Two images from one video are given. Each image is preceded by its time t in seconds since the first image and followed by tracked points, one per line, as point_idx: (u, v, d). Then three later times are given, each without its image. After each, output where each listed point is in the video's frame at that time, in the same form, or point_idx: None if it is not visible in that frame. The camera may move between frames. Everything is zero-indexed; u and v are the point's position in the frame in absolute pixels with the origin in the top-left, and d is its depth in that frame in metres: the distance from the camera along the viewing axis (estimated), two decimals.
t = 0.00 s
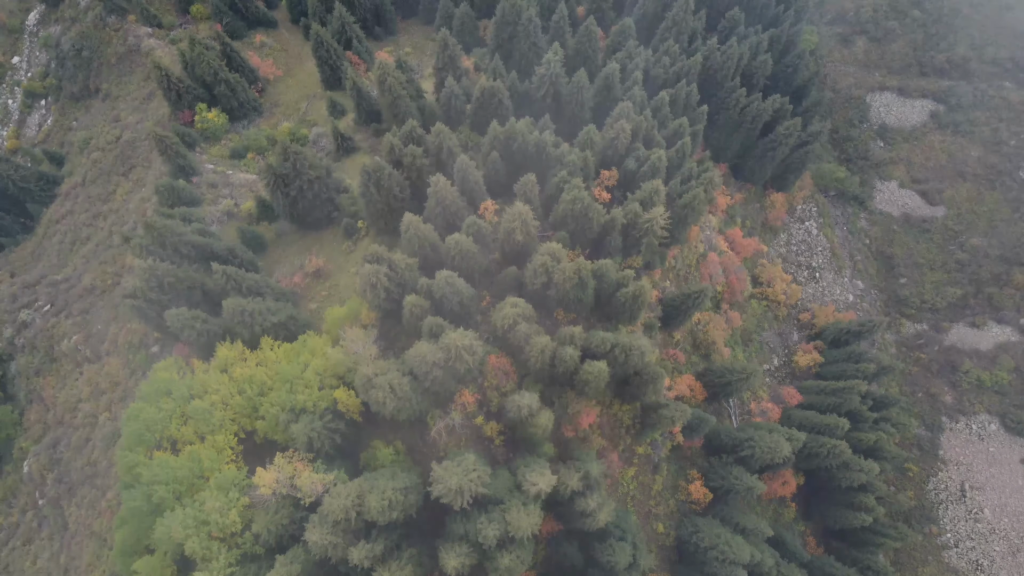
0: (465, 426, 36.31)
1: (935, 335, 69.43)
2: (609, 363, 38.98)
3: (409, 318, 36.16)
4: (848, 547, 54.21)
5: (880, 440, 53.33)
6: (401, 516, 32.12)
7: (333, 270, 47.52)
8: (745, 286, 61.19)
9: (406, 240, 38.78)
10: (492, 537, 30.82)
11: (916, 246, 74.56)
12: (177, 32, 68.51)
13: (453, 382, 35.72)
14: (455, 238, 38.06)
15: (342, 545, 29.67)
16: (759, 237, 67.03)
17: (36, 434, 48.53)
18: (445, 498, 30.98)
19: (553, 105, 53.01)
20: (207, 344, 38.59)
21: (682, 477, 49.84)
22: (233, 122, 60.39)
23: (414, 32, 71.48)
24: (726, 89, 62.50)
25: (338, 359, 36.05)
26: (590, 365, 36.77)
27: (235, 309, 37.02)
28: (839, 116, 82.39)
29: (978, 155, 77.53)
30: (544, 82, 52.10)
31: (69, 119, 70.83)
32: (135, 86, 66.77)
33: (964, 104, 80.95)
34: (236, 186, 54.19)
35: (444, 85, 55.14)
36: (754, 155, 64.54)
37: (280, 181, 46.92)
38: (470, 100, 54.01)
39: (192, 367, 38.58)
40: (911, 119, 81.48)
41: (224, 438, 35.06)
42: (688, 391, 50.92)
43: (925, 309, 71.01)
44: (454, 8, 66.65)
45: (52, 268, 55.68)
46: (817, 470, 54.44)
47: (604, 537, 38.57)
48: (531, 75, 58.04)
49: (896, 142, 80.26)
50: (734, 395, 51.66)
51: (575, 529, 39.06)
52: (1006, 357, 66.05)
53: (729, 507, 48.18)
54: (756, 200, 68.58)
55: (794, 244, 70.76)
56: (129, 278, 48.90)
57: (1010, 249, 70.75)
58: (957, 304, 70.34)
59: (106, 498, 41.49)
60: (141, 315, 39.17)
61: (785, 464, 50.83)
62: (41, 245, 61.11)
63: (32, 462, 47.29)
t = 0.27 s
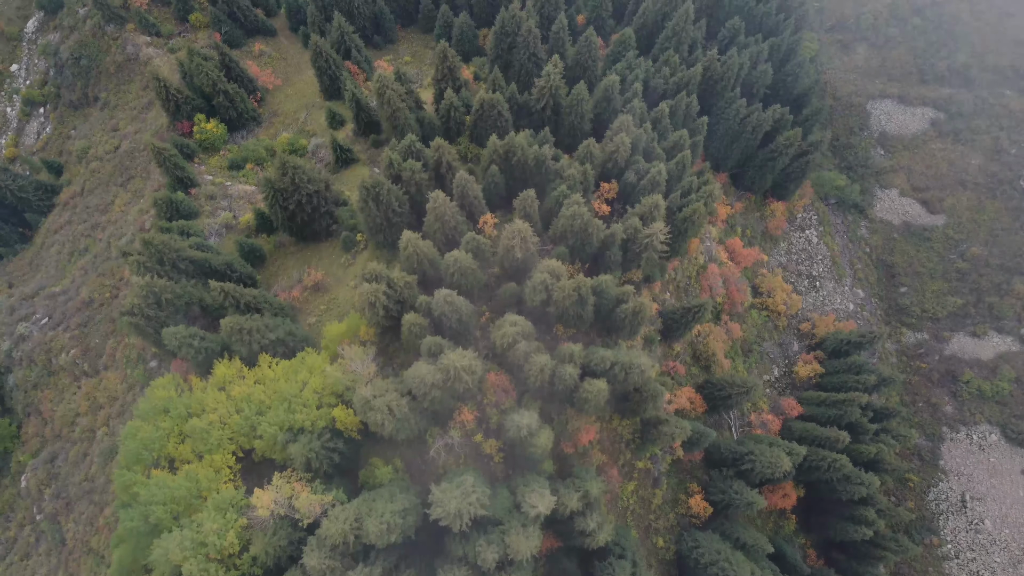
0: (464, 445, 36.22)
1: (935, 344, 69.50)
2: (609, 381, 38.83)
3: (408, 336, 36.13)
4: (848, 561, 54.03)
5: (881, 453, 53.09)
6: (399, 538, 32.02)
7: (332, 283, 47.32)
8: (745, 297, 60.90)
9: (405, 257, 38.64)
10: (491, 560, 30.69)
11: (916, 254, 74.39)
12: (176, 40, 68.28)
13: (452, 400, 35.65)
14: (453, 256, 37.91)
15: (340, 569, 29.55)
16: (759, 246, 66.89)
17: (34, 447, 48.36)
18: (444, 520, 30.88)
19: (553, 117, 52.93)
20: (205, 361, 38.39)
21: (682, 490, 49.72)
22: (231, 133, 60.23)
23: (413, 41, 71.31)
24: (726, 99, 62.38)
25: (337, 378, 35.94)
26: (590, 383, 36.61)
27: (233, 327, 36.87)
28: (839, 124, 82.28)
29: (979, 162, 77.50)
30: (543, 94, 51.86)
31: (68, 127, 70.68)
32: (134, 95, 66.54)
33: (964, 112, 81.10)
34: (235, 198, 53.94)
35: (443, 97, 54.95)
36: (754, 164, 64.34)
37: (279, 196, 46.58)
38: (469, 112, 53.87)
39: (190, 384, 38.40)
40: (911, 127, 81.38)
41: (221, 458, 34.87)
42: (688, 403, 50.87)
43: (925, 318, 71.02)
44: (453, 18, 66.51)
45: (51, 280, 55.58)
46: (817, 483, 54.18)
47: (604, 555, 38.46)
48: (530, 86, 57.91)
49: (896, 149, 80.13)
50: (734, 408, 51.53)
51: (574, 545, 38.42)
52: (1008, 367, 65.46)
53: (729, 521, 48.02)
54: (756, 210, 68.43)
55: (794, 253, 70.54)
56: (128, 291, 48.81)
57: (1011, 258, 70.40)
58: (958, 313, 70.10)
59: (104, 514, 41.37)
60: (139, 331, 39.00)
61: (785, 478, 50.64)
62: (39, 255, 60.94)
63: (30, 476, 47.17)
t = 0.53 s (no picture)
0: (463, 464, 36.14)
1: (936, 354, 69.02)
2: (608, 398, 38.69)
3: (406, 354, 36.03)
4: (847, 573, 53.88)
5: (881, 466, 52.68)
6: (398, 560, 31.88)
7: (331, 297, 47.11)
8: (746, 308, 60.45)
9: (404, 275, 38.48)
10: None
11: (916, 263, 74.19)
12: (175, 49, 68.10)
13: (451, 419, 35.54)
14: (452, 273, 37.76)
15: None
16: (759, 256, 66.66)
17: (31, 461, 48.11)
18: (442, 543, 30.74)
19: (553, 129, 52.76)
20: (203, 379, 38.21)
21: (682, 504, 49.57)
22: (230, 143, 60.03)
23: (413, 50, 71.18)
24: (726, 109, 62.22)
25: (335, 396, 35.80)
26: (589, 402, 36.46)
27: (232, 345, 36.71)
28: (841, 131, 81.92)
29: (980, 171, 78.07)
30: (543, 105, 51.45)
31: (66, 136, 70.48)
32: (133, 105, 66.33)
33: (965, 120, 81.60)
34: (233, 210, 53.77)
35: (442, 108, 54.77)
36: (754, 174, 64.15)
37: (277, 210, 46.20)
38: (468, 123, 53.67)
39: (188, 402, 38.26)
40: (911, 135, 81.98)
41: (219, 477, 34.70)
42: (688, 416, 50.75)
43: (925, 327, 70.55)
44: (453, 27, 66.40)
45: (50, 292, 55.41)
46: (818, 495, 53.82)
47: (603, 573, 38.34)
48: (530, 97, 57.80)
49: (897, 157, 80.55)
50: (734, 421, 51.40)
51: (575, 564, 38.23)
52: (1008, 378, 65.70)
53: (729, 535, 47.83)
54: (756, 219, 68.21)
55: (794, 262, 69.97)
56: (126, 304, 48.70)
57: (1011, 269, 71.30)
58: (958, 322, 69.93)
59: (101, 531, 41.20)
60: (137, 348, 38.95)
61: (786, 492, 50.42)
62: (37, 265, 60.73)
63: (27, 491, 46.97)
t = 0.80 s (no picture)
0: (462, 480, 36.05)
1: (936, 362, 68.76)
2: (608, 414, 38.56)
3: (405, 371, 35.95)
4: None
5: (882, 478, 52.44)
6: None
7: (330, 309, 47.00)
8: (746, 318, 60.44)
9: (403, 290, 38.35)
10: None
11: (917, 271, 73.99)
12: (173, 57, 67.90)
13: (450, 436, 35.42)
14: (451, 288, 37.64)
15: None
16: (760, 264, 66.51)
17: (29, 474, 47.95)
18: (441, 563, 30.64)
19: (552, 139, 52.63)
20: (201, 394, 38.15)
21: (682, 516, 49.40)
22: (229, 152, 59.84)
23: (412, 58, 71.06)
24: (726, 118, 62.05)
25: (333, 413, 35.72)
26: (588, 419, 36.35)
27: (230, 362, 36.56)
28: (840, 139, 82.22)
29: (981, 179, 77.93)
30: (542, 116, 51.38)
31: (65, 144, 70.36)
32: (131, 113, 66.17)
33: (965, 128, 81.55)
34: (232, 220, 53.59)
35: (442, 119, 54.66)
36: (754, 183, 64.05)
37: (275, 222, 46.15)
38: (468, 133, 53.50)
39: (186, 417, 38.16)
40: (912, 142, 81.85)
41: (217, 494, 34.62)
42: (688, 427, 50.68)
43: (926, 336, 70.25)
44: (452, 35, 66.22)
45: (48, 302, 55.29)
46: (818, 506, 53.73)
47: None
48: (530, 106, 57.74)
49: (897, 164, 80.53)
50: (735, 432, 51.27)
51: None
52: (1008, 387, 65.69)
53: (729, 548, 47.68)
54: (756, 227, 67.98)
55: (795, 270, 69.77)
56: (125, 316, 48.58)
57: (1012, 277, 71.07)
58: (959, 331, 69.75)
59: (100, 545, 41.08)
60: (135, 361, 39.02)
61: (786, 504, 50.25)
62: (36, 275, 60.58)
63: (24, 504, 46.80)
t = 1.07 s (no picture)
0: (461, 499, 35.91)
1: (937, 372, 68.51)
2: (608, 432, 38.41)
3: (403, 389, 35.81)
4: None
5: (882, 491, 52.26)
6: None
7: (329, 323, 46.82)
8: (746, 329, 60.33)
9: (401, 307, 38.15)
10: None
11: (917, 280, 73.86)
12: (172, 66, 67.74)
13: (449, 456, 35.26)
14: (450, 306, 37.45)
15: None
16: (760, 274, 66.34)
17: (26, 488, 47.73)
18: None
19: (552, 152, 52.52)
20: (199, 412, 37.96)
21: (682, 530, 49.21)
22: (227, 162, 59.65)
23: (411, 66, 70.90)
24: (726, 129, 61.88)
25: (331, 432, 35.56)
26: (588, 438, 36.19)
27: (227, 381, 36.26)
28: (840, 146, 82.06)
29: (980, 188, 78.06)
30: (541, 129, 51.20)
31: (63, 152, 70.08)
32: (130, 122, 65.95)
33: (965, 136, 81.64)
34: (230, 232, 53.43)
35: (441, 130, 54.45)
36: (754, 193, 64.01)
37: (274, 237, 46.04)
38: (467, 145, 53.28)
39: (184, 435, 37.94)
40: (912, 150, 81.77)
41: (215, 514, 34.47)
42: (688, 440, 50.57)
43: (927, 345, 70.01)
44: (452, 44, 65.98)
45: (47, 314, 55.10)
46: (818, 519, 53.54)
47: None
48: (529, 117, 57.55)
49: (898, 173, 80.44)
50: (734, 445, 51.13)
51: None
52: (1009, 398, 65.56)
53: (729, 562, 47.48)
54: (756, 236, 67.78)
55: (795, 279, 69.55)
56: (123, 330, 48.42)
57: (1012, 286, 71.11)
58: (960, 340, 69.58)
59: (97, 563, 40.91)
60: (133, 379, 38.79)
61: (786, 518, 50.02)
62: (34, 286, 60.40)
63: (22, 519, 46.63)
